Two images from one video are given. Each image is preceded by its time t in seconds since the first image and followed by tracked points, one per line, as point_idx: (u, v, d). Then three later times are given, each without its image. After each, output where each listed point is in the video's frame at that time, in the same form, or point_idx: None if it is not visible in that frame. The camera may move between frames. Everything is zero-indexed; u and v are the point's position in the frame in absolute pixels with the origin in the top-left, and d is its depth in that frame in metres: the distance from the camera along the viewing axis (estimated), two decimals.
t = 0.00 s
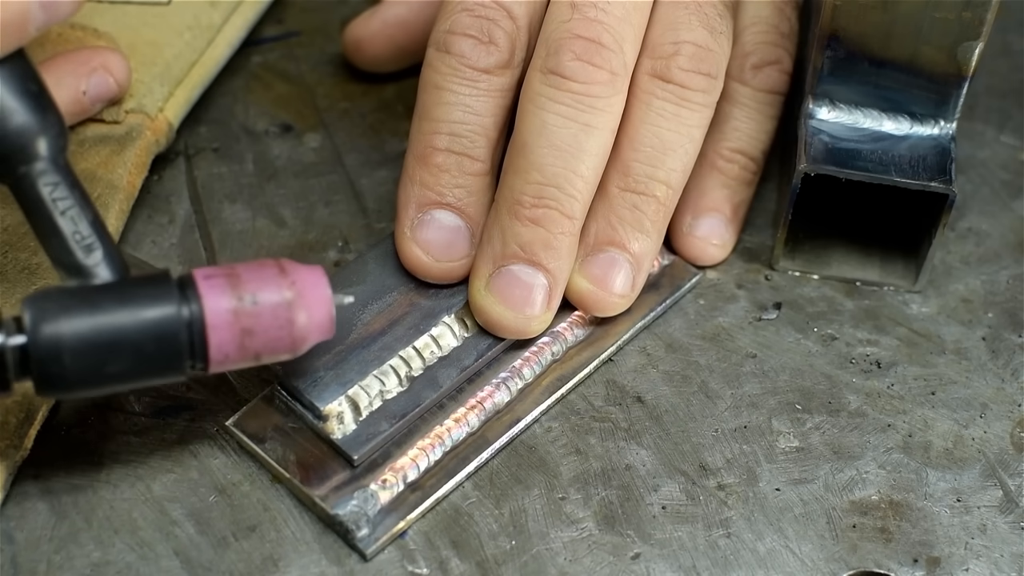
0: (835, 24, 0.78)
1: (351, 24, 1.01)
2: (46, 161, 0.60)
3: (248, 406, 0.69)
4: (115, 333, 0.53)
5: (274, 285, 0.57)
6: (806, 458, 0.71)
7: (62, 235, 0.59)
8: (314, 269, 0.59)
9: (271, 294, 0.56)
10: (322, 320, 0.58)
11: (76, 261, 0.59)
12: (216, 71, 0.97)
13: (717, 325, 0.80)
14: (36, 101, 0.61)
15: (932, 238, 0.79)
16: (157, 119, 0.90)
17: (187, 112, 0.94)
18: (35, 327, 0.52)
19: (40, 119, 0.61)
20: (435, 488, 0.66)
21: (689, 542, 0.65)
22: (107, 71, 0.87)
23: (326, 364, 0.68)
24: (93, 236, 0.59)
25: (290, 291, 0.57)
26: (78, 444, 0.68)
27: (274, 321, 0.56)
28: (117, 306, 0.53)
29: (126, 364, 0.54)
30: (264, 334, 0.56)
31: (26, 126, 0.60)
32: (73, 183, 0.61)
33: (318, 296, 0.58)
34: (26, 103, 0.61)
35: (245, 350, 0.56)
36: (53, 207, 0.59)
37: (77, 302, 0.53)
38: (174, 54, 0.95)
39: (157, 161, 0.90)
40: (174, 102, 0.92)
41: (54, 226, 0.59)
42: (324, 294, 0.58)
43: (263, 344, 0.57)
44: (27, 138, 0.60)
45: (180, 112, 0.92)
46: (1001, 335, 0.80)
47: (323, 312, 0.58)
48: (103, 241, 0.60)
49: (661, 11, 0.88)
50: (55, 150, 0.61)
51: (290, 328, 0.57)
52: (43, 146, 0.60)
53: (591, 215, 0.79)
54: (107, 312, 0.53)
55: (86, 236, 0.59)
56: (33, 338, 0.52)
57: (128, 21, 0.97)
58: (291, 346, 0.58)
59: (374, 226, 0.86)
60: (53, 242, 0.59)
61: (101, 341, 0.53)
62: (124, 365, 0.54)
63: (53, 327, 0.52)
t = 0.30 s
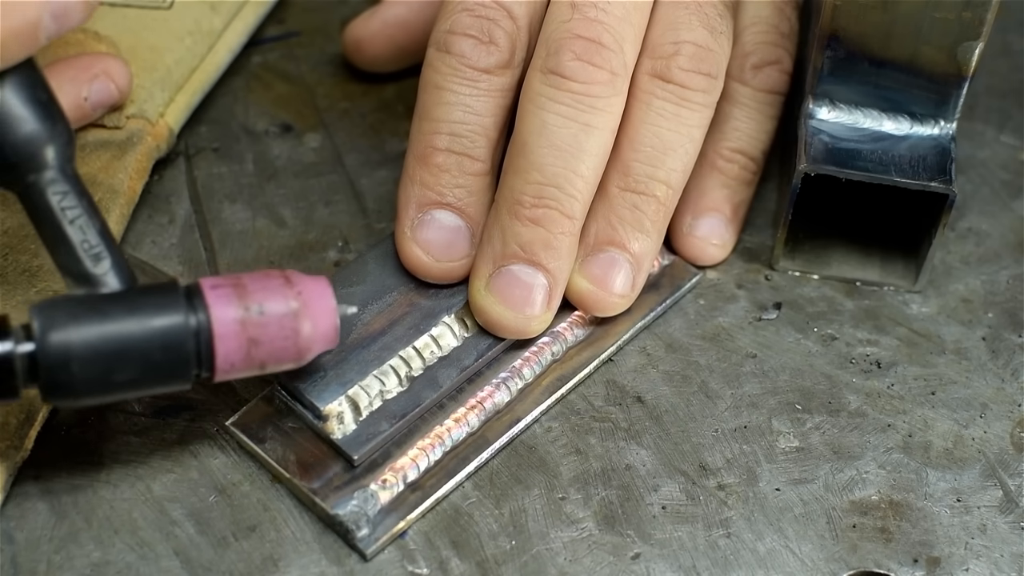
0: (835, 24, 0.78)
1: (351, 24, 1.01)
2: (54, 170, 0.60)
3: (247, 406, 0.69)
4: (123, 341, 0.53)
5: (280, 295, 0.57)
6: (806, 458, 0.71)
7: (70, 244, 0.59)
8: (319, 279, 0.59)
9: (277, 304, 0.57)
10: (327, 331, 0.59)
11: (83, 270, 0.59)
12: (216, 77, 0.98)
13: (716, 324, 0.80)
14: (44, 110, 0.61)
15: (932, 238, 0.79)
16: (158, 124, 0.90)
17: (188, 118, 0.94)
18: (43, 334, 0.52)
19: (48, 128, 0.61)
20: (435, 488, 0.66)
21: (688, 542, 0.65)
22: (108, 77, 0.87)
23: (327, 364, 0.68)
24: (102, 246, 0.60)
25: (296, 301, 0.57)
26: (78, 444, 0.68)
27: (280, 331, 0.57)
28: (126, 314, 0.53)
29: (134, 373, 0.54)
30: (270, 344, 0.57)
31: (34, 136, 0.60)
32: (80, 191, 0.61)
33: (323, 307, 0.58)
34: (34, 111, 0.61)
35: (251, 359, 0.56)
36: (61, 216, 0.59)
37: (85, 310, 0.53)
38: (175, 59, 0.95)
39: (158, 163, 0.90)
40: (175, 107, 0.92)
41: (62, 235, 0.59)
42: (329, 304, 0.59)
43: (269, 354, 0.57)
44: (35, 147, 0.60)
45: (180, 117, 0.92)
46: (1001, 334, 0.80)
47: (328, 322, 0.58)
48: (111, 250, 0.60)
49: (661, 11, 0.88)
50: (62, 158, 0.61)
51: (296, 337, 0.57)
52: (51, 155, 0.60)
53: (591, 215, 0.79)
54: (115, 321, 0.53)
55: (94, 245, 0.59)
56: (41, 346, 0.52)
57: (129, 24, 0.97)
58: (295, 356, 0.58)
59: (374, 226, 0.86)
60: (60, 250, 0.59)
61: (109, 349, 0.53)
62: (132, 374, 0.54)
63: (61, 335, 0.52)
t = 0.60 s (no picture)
0: (835, 24, 0.78)
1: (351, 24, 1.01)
2: (49, 162, 0.60)
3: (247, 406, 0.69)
4: (118, 334, 0.53)
5: (275, 288, 0.57)
6: (806, 458, 0.71)
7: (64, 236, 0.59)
8: (315, 272, 0.59)
9: (272, 297, 0.57)
10: (322, 324, 0.59)
11: (78, 262, 0.58)
12: (216, 73, 0.98)
13: (716, 325, 0.80)
14: (40, 103, 0.61)
15: (932, 238, 0.79)
16: (157, 121, 0.89)
17: (187, 115, 0.94)
18: (37, 327, 0.52)
19: (43, 120, 0.61)
20: (435, 488, 0.66)
21: (688, 543, 0.65)
22: (106, 73, 0.87)
23: (326, 364, 0.68)
24: (96, 238, 0.59)
25: (291, 294, 0.57)
26: (78, 444, 0.68)
27: (275, 325, 0.57)
28: (120, 306, 0.53)
29: (128, 365, 0.54)
30: (265, 337, 0.57)
31: (29, 127, 0.60)
32: (74, 183, 0.61)
33: (318, 300, 0.58)
34: (29, 103, 0.61)
35: (246, 352, 0.56)
36: (55, 207, 0.59)
37: (79, 302, 0.53)
38: (175, 56, 0.95)
39: (157, 161, 0.90)
40: (174, 104, 0.92)
41: (56, 226, 0.59)
42: (324, 297, 0.59)
43: (263, 347, 0.57)
44: (29, 138, 0.60)
45: (180, 114, 0.92)
46: (1001, 335, 0.80)
47: (323, 315, 0.58)
48: (105, 242, 0.60)
49: (661, 11, 0.88)
50: (57, 151, 0.61)
51: (291, 331, 0.57)
52: (46, 147, 0.60)
53: (591, 215, 0.79)
54: (109, 312, 0.53)
55: (87, 236, 0.59)
56: (35, 338, 0.52)
57: (128, 23, 0.97)
58: (290, 350, 0.58)
59: (374, 226, 0.86)
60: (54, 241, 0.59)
61: (103, 341, 0.53)
62: (126, 367, 0.54)
63: (55, 327, 0.52)
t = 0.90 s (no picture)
0: (835, 24, 0.78)
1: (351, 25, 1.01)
2: (46, 167, 0.60)
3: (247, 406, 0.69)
4: (113, 340, 0.53)
5: (271, 295, 0.57)
6: (806, 458, 0.71)
7: (61, 241, 0.59)
8: (310, 280, 0.59)
9: (267, 304, 0.57)
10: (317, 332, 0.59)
11: (74, 268, 0.59)
12: (216, 75, 0.98)
13: (716, 325, 0.80)
14: (38, 108, 0.61)
15: (932, 238, 0.79)
16: (158, 122, 0.89)
17: (187, 116, 0.94)
18: (32, 332, 0.52)
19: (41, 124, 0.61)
20: (435, 488, 0.66)
21: (688, 542, 0.65)
22: (105, 77, 0.87)
23: (326, 364, 0.68)
24: (93, 244, 0.60)
25: (286, 301, 0.57)
26: (78, 444, 0.68)
27: (270, 331, 0.57)
28: (115, 313, 0.54)
29: (122, 371, 0.54)
30: (260, 344, 0.56)
31: (27, 131, 0.60)
32: (71, 188, 0.61)
33: (313, 307, 0.58)
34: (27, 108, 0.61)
35: (241, 359, 0.56)
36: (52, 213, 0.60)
37: (75, 308, 0.53)
38: (175, 58, 0.95)
39: (157, 162, 0.90)
40: (174, 106, 0.92)
41: (53, 232, 0.59)
42: (320, 304, 0.58)
43: (258, 354, 0.57)
44: (28, 144, 0.60)
45: (180, 116, 0.92)
46: (1001, 335, 0.80)
47: (319, 322, 0.58)
48: (101, 248, 0.60)
49: (660, 11, 0.88)
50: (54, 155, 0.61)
51: (285, 338, 0.57)
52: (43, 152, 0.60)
53: (591, 215, 0.79)
54: (104, 318, 0.53)
55: (85, 242, 0.60)
56: (30, 343, 0.52)
57: (128, 23, 0.96)
58: (285, 358, 0.58)
59: (374, 226, 0.86)
60: (50, 247, 0.59)
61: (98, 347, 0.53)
62: (120, 373, 0.54)
63: (51, 332, 0.52)
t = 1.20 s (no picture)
0: (835, 24, 0.78)
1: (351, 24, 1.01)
2: (39, 169, 0.60)
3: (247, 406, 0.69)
4: (104, 343, 0.53)
5: (262, 300, 0.57)
6: (806, 458, 0.71)
7: (53, 243, 0.59)
8: (303, 285, 0.59)
9: (259, 309, 0.57)
10: (309, 336, 0.59)
11: (65, 270, 0.59)
12: (215, 75, 0.98)
13: (716, 325, 0.80)
14: (31, 110, 0.61)
15: (932, 238, 0.79)
16: (157, 122, 0.90)
17: (187, 116, 0.94)
18: (23, 334, 0.52)
19: (34, 126, 0.61)
20: (435, 488, 0.66)
21: (688, 543, 0.65)
22: (105, 77, 0.87)
23: (326, 364, 0.68)
24: (84, 246, 0.60)
25: (278, 306, 0.57)
26: (78, 444, 0.68)
27: (261, 336, 0.57)
28: (106, 315, 0.54)
29: (111, 374, 0.54)
30: (251, 348, 0.57)
31: (20, 134, 0.60)
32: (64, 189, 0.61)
33: (304, 312, 0.58)
34: (20, 110, 0.61)
35: (232, 363, 0.56)
36: (43, 215, 0.59)
37: (66, 310, 0.53)
38: (175, 58, 0.95)
39: (157, 162, 0.90)
40: (174, 106, 0.92)
41: (45, 234, 0.59)
42: (311, 309, 0.58)
43: (249, 358, 0.57)
44: (21, 146, 0.59)
45: (180, 116, 0.92)
46: (1001, 335, 0.80)
47: (310, 327, 0.58)
48: (93, 251, 0.60)
49: (661, 11, 0.88)
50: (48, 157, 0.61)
51: (276, 342, 0.57)
52: (36, 154, 0.60)
53: (592, 215, 0.79)
54: (95, 320, 0.53)
55: (76, 245, 0.59)
56: (20, 345, 0.52)
57: (128, 23, 0.96)
58: (275, 362, 0.58)
59: (374, 226, 0.86)
60: (42, 250, 0.59)
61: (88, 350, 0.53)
62: (110, 376, 0.54)
63: (41, 335, 0.52)
